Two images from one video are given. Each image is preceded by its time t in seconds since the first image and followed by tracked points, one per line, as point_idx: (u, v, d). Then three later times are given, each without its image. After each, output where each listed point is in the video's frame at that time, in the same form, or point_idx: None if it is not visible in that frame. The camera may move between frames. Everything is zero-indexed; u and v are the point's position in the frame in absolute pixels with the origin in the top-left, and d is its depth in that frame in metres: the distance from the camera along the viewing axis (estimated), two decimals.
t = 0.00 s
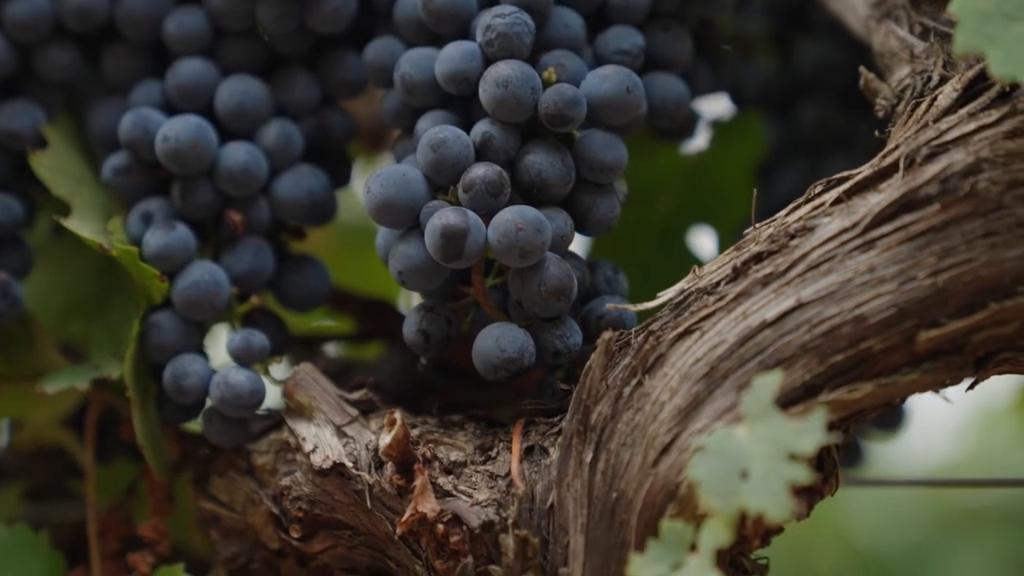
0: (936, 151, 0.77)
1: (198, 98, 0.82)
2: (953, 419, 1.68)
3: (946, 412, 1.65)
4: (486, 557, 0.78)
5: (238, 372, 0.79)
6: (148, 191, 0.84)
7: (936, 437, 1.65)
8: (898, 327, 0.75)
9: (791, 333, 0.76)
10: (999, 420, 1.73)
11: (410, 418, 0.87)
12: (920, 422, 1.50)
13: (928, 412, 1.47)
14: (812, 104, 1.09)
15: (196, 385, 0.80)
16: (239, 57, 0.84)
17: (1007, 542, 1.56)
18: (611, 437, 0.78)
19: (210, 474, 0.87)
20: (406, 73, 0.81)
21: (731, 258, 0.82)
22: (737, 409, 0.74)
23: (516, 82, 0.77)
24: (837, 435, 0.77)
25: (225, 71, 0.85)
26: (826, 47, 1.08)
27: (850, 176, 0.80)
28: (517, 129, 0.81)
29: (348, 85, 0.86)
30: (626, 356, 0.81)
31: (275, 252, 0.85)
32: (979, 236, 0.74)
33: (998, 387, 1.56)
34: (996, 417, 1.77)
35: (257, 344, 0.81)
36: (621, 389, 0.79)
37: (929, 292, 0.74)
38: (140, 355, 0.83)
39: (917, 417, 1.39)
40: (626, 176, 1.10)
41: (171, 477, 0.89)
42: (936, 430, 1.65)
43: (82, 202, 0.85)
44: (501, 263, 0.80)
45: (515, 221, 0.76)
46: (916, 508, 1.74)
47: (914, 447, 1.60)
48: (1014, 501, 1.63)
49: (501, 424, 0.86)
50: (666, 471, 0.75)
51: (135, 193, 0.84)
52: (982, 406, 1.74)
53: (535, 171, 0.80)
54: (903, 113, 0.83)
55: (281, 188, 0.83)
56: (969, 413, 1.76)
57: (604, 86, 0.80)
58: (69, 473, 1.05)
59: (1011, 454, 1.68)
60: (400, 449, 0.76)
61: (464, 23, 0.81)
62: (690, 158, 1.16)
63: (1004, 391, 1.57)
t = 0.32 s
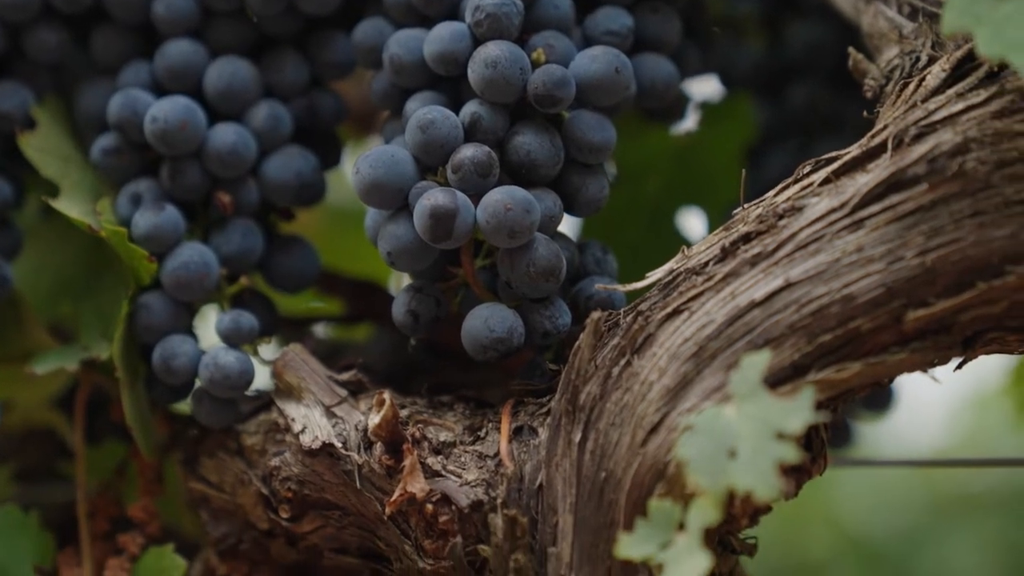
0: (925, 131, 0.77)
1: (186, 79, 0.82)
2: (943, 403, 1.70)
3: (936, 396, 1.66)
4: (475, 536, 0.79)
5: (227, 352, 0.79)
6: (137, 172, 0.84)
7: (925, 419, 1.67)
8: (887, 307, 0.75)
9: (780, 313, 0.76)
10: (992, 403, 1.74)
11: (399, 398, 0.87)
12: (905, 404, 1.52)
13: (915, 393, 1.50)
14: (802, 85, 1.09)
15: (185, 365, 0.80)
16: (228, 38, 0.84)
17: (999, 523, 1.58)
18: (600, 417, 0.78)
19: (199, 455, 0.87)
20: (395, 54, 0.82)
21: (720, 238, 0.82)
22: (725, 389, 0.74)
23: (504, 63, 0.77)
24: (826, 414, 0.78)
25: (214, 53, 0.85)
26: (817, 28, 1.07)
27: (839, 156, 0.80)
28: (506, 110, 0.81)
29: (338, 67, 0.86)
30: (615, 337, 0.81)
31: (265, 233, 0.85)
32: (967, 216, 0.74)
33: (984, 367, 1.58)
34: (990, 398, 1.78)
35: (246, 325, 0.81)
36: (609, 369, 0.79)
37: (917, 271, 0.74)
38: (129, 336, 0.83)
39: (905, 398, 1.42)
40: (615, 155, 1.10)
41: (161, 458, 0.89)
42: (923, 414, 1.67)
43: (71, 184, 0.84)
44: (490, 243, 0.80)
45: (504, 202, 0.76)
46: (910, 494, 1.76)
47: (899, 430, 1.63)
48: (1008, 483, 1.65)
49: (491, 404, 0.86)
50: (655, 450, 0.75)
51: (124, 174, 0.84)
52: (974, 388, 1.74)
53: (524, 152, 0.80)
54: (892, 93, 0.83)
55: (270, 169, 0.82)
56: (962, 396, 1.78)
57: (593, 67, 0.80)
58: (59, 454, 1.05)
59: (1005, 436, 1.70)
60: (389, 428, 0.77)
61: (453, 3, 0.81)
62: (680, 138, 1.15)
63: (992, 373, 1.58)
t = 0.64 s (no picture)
0: (912, 110, 0.77)
1: (175, 59, 0.82)
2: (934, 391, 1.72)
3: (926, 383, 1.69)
4: (464, 514, 0.79)
5: (216, 331, 0.79)
6: (126, 151, 0.84)
7: (919, 406, 1.69)
8: (874, 285, 0.75)
9: (768, 292, 0.76)
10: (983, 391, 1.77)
11: (389, 376, 0.88)
12: (898, 390, 1.55)
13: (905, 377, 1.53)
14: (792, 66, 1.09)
15: (174, 344, 0.80)
16: (217, 18, 0.84)
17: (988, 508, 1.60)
18: (588, 395, 0.78)
19: (188, 434, 0.87)
20: (384, 33, 0.82)
21: (708, 216, 0.82)
22: (713, 366, 0.74)
23: (493, 41, 0.77)
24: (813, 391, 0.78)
25: (203, 33, 0.85)
26: (806, 11, 1.09)
27: (827, 134, 0.81)
28: (495, 89, 0.81)
29: (326, 46, 0.86)
30: (604, 315, 0.81)
31: (253, 213, 0.85)
32: (954, 193, 0.74)
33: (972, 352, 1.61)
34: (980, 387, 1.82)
35: (235, 304, 0.81)
36: (598, 347, 0.79)
37: (905, 249, 0.75)
38: (118, 315, 0.83)
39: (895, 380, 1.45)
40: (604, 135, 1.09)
41: (150, 437, 0.89)
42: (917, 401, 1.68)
43: (60, 163, 0.84)
44: (478, 222, 0.80)
45: (493, 180, 0.77)
46: (901, 481, 1.80)
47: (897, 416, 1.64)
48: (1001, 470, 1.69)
49: (480, 383, 0.87)
50: (643, 428, 0.75)
51: (112, 154, 0.84)
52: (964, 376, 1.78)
53: (512, 131, 0.80)
54: (880, 72, 0.83)
55: (259, 148, 0.82)
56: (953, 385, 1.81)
57: (581, 46, 0.80)
58: (47, 434, 1.05)
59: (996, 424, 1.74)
60: (378, 406, 0.77)
61: None
62: (670, 119, 1.14)
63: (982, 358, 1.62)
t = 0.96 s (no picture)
0: (900, 86, 0.77)
1: (164, 35, 0.82)
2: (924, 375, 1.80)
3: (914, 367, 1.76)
4: (452, 489, 0.79)
5: (205, 308, 0.80)
6: (115, 128, 0.84)
7: (909, 388, 1.76)
8: (862, 260, 0.75)
9: (756, 267, 0.76)
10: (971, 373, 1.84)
11: (377, 353, 0.88)
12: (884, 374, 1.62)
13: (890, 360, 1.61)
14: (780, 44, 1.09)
15: (162, 321, 0.80)
16: None
17: (993, 493, 1.86)
18: (576, 370, 0.78)
19: (177, 411, 0.87)
20: (372, 10, 0.82)
21: (697, 192, 0.82)
22: (700, 341, 0.75)
23: (481, 18, 0.77)
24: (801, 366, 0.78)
25: (191, 10, 0.84)
26: None
27: (816, 111, 0.81)
28: (483, 65, 0.81)
29: (315, 23, 0.86)
30: (592, 291, 0.81)
31: (242, 189, 0.85)
32: (942, 168, 0.74)
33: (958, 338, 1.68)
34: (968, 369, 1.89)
35: (224, 281, 0.81)
36: (586, 323, 0.79)
37: (892, 225, 0.75)
38: (107, 292, 0.83)
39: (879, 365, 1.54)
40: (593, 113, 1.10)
41: (139, 413, 0.89)
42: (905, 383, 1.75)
43: (48, 140, 0.84)
44: (467, 198, 0.80)
45: (481, 156, 0.77)
46: (894, 469, 2.01)
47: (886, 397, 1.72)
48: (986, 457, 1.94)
49: (469, 359, 0.87)
50: (630, 403, 0.75)
51: (101, 130, 0.84)
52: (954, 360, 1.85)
53: (501, 107, 0.80)
54: (869, 49, 0.83)
55: (248, 125, 0.83)
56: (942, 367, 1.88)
57: (570, 22, 0.80)
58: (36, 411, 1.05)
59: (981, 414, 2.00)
60: (366, 381, 0.78)
61: None
62: (658, 99, 1.15)
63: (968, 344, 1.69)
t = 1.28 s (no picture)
0: (888, 59, 0.77)
1: (151, 10, 0.82)
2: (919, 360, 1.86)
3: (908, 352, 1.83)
4: (441, 462, 0.79)
5: (194, 282, 0.80)
6: (103, 103, 0.84)
7: (903, 374, 1.82)
8: (849, 233, 0.76)
9: (744, 241, 0.76)
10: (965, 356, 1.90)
11: (366, 327, 0.88)
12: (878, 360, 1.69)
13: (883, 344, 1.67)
14: (768, 22, 1.09)
15: (151, 295, 0.80)
16: None
17: (968, 479, 2.10)
18: (564, 344, 0.78)
19: (166, 385, 0.88)
20: None
21: (685, 166, 0.82)
22: (688, 315, 0.75)
23: None
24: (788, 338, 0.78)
25: None
26: None
27: (804, 85, 0.81)
28: (471, 39, 0.81)
29: None
30: (580, 266, 0.81)
31: (231, 165, 0.85)
32: (929, 141, 0.75)
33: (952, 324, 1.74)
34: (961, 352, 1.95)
35: (212, 255, 0.81)
36: (574, 296, 0.79)
37: (880, 197, 0.75)
38: (96, 266, 0.83)
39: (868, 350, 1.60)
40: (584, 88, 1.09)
41: (128, 388, 0.90)
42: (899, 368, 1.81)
43: (36, 114, 0.84)
44: (455, 172, 0.80)
45: (469, 129, 0.77)
46: (881, 453, 2.25)
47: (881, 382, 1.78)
48: (965, 444, 2.18)
49: (457, 333, 0.87)
50: (618, 376, 0.75)
51: (88, 105, 0.84)
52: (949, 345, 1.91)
53: (489, 82, 0.80)
54: (857, 23, 0.83)
55: (235, 100, 0.82)
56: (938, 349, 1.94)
57: None
58: (26, 387, 1.05)
59: (976, 398, 2.20)
60: (353, 356, 0.78)
61: None
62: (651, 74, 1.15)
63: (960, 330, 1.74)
